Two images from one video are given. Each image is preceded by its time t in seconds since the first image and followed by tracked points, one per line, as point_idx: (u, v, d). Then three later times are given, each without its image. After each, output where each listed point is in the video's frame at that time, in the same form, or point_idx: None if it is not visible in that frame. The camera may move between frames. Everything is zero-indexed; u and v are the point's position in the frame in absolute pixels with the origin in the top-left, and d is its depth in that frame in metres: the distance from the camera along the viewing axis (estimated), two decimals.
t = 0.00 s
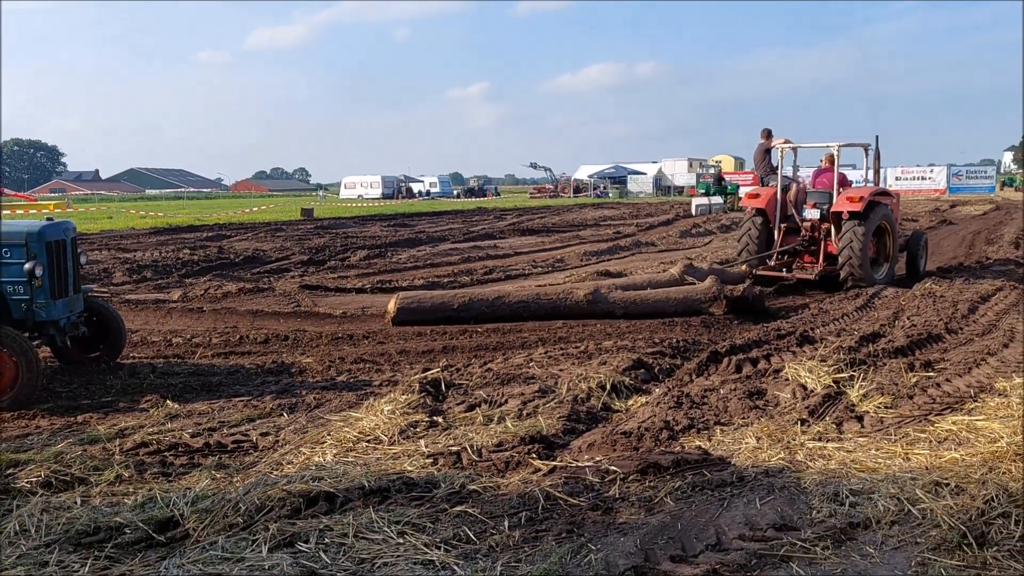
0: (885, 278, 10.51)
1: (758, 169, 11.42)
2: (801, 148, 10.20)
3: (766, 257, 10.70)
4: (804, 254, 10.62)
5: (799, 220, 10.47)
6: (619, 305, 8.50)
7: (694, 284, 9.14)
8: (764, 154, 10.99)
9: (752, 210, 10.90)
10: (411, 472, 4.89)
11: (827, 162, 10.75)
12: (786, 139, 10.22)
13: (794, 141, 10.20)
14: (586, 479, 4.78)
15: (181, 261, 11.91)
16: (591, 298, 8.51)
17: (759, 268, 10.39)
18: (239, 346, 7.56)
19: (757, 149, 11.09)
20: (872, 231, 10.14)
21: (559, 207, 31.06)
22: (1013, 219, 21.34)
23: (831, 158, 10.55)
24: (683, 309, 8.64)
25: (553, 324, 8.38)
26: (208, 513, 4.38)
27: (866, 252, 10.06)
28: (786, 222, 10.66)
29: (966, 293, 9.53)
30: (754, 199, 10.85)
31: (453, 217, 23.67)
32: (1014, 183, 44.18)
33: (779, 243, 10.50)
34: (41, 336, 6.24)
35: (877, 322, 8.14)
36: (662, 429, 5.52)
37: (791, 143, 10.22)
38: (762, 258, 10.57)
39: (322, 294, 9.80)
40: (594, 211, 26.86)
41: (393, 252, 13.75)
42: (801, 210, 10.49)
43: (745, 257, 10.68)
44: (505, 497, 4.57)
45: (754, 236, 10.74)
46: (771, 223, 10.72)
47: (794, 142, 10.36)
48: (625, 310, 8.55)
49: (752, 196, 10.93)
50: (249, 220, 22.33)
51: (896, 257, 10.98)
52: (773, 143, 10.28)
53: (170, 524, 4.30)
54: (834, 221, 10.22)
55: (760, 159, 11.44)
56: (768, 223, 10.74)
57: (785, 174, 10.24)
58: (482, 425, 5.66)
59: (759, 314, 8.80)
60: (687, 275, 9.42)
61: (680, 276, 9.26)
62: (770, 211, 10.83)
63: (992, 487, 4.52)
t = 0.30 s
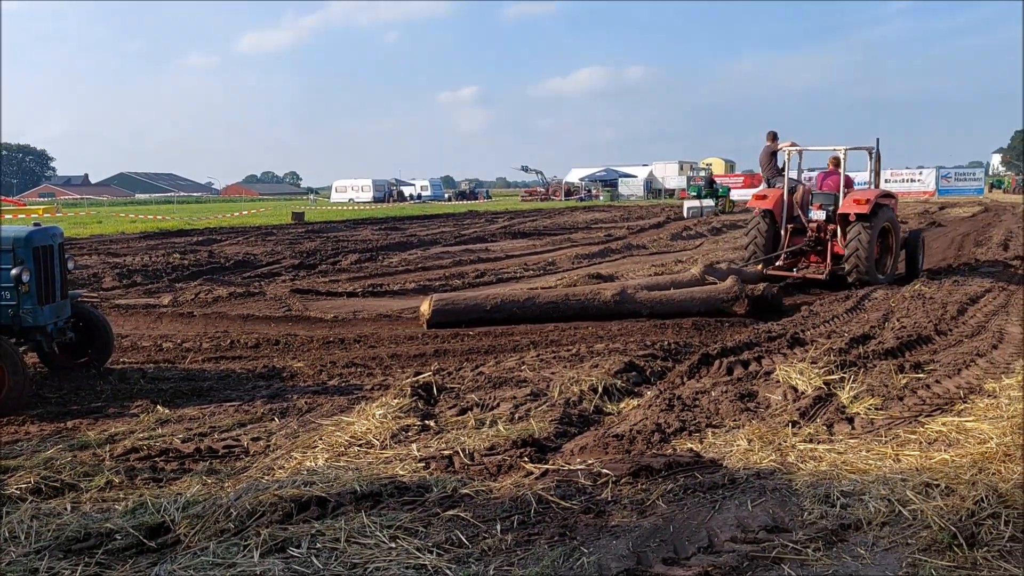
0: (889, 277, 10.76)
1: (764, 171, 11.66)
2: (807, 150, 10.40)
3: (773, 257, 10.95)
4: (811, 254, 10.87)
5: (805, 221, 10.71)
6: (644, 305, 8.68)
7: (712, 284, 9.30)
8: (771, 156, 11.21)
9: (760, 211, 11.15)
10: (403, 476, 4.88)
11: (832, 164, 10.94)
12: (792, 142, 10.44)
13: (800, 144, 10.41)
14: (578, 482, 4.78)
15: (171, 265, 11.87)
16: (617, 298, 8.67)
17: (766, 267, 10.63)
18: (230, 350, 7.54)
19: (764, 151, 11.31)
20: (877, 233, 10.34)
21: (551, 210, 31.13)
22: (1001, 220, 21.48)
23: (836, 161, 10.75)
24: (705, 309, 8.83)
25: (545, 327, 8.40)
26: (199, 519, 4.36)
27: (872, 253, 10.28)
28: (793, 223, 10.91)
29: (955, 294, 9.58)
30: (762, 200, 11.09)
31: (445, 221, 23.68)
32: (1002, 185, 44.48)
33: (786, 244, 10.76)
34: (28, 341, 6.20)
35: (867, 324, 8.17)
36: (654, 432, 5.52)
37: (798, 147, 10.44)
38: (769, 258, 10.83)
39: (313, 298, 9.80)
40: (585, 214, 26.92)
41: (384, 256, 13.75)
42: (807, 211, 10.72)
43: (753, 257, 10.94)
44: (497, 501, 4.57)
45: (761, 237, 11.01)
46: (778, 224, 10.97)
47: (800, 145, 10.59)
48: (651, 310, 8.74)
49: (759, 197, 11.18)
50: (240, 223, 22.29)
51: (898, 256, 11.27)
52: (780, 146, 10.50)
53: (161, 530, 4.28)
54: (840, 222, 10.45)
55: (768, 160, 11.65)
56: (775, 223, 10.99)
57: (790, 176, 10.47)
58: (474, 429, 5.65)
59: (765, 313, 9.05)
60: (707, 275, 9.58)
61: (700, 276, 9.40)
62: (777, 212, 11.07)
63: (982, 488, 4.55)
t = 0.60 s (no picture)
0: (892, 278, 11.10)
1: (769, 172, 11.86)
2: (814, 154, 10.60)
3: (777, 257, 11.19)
4: (816, 254, 11.23)
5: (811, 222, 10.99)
6: (670, 304, 8.79)
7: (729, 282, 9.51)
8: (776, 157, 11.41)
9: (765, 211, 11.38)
10: (396, 479, 4.88)
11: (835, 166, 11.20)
12: (800, 146, 10.61)
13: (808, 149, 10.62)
14: (571, 484, 4.78)
15: (162, 269, 11.82)
16: (643, 297, 8.77)
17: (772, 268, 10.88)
18: (222, 354, 7.52)
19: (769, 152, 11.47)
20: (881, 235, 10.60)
21: (543, 213, 31.13)
22: (990, 222, 21.57)
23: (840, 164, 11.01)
24: (728, 309, 8.99)
25: (538, 329, 8.40)
26: (190, 523, 4.34)
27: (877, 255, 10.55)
28: (799, 224, 11.18)
29: (946, 296, 9.63)
30: (768, 202, 11.31)
31: (438, 223, 23.66)
32: (993, 187, 44.71)
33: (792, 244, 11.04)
34: (9, 346, 6.15)
35: (859, 326, 8.20)
36: (646, 434, 5.53)
37: (804, 151, 10.63)
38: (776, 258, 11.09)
39: (305, 301, 9.78)
40: (578, 217, 26.97)
41: (377, 259, 13.75)
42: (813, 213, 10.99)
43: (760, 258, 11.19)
44: (490, 503, 4.56)
45: (768, 238, 11.26)
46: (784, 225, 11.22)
47: (806, 149, 10.79)
48: (677, 310, 8.86)
49: (766, 198, 11.39)
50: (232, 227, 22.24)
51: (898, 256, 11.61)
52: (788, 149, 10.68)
53: (152, 534, 4.26)
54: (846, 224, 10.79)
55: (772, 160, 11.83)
56: (781, 224, 11.24)
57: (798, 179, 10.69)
58: (467, 431, 5.64)
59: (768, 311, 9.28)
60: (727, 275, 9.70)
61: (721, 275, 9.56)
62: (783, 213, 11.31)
63: (974, 489, 4.56)
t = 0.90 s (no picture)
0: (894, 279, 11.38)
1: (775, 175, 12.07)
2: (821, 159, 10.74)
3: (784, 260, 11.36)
4: (823, 257, 11.38)
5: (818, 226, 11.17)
6: (698, 306, 8.93)
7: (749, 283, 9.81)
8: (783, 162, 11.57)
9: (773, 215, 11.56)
10: (390, 484, 4.87)
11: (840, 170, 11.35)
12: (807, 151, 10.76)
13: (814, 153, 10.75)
14: (565, 489, 4.78)
15: (155, 273, 11.80)
16: (671, 300, 8.90)
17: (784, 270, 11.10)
18: (215, 359, 7.50)
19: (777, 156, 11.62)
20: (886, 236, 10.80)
21: (537, 218, 31.16)
22: (981, 226, 21.64)
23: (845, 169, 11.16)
24: (752, 309, 9.19)
25: (531, 334, 8.40)
26: (183, 528, 4.32)
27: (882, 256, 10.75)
28: (805, 227, 11.36)
29: (938, 300, 9.67)
30: (775, 205, 11.51)
31: (432, 228, 23.67)
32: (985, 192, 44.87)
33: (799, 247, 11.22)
34: None
35: (851, 330, 8.22)
36: (640, 439, 5.53)
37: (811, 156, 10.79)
38: (783, 262, 11.27)
39: (298, 305, 9.77)
40: (572, 222, 26.98)
41: (370, 263, 13.75)
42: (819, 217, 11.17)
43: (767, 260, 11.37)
44: (484, 508, 4.55)
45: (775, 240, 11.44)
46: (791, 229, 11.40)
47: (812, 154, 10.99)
48: (703, 311, 9.00)
49: (772, 201, 11.59)
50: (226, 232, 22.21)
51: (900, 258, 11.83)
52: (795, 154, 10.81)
53: (145, 540, 4.25)
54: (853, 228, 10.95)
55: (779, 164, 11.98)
56: (788, 228, 11.43)
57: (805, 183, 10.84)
58: (461, 436, 5.64)
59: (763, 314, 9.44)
60: (747, 277, 9.98)
61: (741, 278, 9.84)
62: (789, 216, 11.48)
63: (967, 492, 4.57)
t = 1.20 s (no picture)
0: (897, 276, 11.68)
1: (778, 180, 12.48)
2: (821, 163, 11.03)
3: (788, 261, 11.70)
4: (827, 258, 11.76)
5: (821, 228, 11.52)
6: (724, 305, 9.09)
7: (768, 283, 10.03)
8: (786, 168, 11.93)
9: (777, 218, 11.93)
10: (385, 488, 4.86)
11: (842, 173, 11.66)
12: (807, 156, 11.07)
13: (814, 158, 11.05)
14: (561, 493, 4.78)
15: (150, 277, 11.77)
16: (697, 299, 9.04)
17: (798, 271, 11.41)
18: (209, 363, 7.48)
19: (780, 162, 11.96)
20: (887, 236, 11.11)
21: (533, 221, 31.18)
22: (974, 230, 21.67)
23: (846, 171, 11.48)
24: (774, 307, 9.53)
25: (527, 337, 8.40)
26: (178, 533, 4.31)
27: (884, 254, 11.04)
28: (808, 229, 11.72)
29: (933, 303, 9.70)
30: (779, 209, 11.89)
31: (428, 231, 23.67)
32: (978, 196, 44.99)
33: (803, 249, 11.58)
34: None
35: (846, 334, 8.23)
36: (636, 443, 5.53)
37: (811, 160, 11.05)
38: (788, 263, 11.63)
39: (293, 309, 9.76)
40: (567, 225, 27.00)
41: (365, 267, 13.75)
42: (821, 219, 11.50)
43: (772, 261, 11.71)
44: (480, 512, 4.55)
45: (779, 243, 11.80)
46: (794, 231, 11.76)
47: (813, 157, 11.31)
48: (727, 310, 9.18)
49: (776, 205, 11.98)
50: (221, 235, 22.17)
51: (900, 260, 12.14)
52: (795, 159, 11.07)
53: (139, 544, 4.23)
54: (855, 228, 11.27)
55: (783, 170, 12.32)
56: (792, 230, 11.80)
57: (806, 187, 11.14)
58: (456, 440, 5.63)
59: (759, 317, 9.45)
60: (767, 277, 10.21)
61: (756, 279, 9.98)
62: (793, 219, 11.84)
63: (961, 495, 4.58)
